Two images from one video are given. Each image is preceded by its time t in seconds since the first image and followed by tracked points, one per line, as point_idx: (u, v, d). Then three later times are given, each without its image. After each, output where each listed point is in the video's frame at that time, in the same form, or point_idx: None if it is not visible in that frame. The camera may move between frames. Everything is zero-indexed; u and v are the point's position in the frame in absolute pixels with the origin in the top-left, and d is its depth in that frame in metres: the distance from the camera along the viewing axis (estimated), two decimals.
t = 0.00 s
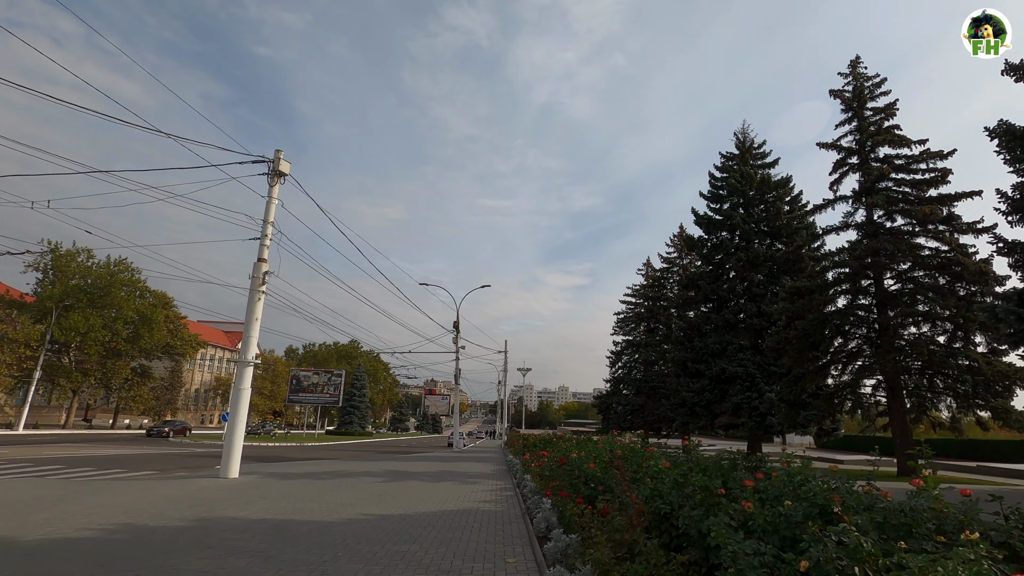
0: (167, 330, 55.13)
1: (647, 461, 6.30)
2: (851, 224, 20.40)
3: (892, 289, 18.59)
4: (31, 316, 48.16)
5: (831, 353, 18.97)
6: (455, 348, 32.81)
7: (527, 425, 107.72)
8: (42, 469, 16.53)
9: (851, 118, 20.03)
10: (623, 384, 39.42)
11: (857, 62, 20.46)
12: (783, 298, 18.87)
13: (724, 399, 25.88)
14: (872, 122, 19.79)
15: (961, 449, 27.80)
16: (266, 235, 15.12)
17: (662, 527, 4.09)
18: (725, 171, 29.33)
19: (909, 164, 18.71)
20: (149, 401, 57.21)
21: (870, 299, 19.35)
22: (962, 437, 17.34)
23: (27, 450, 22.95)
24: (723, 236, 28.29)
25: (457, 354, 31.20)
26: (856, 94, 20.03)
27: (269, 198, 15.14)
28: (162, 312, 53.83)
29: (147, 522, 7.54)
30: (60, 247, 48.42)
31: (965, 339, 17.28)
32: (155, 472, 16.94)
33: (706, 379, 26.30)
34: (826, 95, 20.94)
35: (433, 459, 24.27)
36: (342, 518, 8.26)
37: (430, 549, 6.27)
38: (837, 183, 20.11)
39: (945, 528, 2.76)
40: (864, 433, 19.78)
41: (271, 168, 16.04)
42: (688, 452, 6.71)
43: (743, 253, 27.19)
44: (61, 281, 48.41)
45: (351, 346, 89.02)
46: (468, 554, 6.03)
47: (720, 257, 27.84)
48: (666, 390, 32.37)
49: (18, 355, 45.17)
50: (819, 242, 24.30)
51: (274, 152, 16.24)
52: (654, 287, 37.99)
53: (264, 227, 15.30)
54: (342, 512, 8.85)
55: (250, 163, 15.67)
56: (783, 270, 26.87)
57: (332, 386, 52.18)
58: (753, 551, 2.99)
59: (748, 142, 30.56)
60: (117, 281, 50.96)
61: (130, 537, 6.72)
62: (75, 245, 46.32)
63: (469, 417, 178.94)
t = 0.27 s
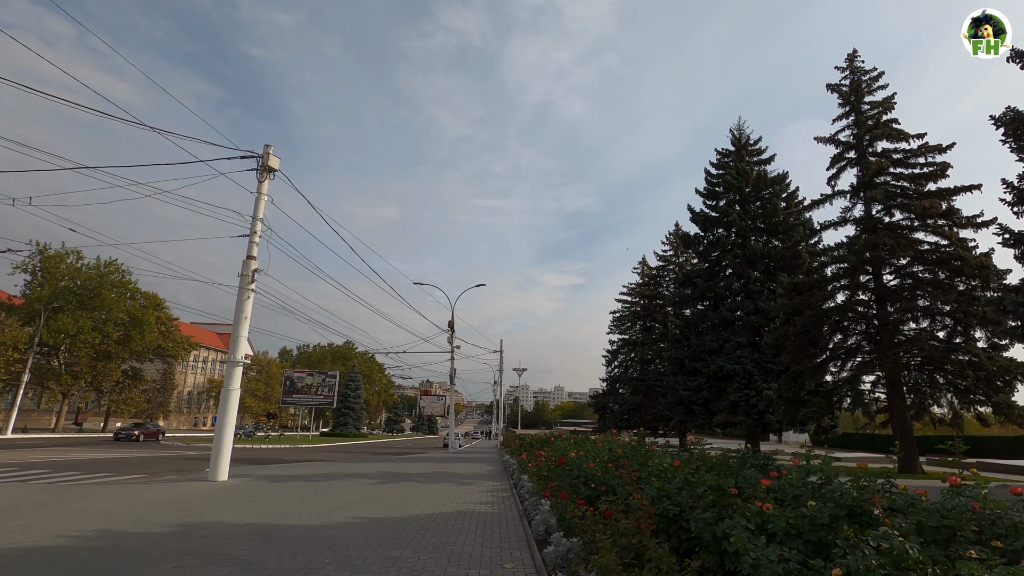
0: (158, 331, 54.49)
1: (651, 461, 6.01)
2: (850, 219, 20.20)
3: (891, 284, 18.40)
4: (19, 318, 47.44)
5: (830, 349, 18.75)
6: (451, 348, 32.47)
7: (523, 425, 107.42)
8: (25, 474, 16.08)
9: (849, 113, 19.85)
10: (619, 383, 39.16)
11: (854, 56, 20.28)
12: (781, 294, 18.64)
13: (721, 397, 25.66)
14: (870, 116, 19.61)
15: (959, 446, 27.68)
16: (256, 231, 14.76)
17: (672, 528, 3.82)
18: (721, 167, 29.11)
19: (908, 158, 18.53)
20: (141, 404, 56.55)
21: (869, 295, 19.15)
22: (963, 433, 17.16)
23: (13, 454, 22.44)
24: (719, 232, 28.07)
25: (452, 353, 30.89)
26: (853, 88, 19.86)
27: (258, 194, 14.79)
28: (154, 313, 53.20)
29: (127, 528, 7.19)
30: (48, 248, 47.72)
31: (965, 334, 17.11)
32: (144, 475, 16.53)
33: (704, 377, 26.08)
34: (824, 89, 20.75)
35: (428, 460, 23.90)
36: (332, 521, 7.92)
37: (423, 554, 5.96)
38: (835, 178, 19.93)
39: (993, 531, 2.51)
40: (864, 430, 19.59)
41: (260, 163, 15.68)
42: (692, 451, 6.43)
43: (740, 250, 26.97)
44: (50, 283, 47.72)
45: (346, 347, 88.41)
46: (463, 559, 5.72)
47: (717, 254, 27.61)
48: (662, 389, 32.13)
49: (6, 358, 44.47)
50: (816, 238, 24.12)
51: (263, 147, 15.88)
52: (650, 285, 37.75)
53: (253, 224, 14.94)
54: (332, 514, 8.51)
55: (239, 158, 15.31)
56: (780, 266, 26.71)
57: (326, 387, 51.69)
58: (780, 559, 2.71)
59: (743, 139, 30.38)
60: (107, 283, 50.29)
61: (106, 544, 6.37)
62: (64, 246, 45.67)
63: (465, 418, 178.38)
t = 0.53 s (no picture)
0: (154, 332, 54.04)
1: (656, 465, 5.68)
2: (852, 214, 19.91)
3: (895, 280, 18.11)
4: (12, 319, 46.95)
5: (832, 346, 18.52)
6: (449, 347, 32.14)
7: (523, 424, 107.10)
8: (14, 477, 15.73)
9: (852, 106, 19.56)
10: (619, 382, 38.81)
11: (857, 48, 19.99)
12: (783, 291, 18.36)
13: (723, 395, 25.33)
14: (873, 109, 19.29)
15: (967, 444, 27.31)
16: (248, 229, 14.40)
17: (685, 536, 3.54)
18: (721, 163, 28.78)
19: (912, 151, 18.24)
20: (137, 406, 56.11)
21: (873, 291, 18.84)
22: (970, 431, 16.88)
23: (4, 457, 22.04)
24: (720, 229, 27.76)
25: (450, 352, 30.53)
26: (856, 81, 19.57)
27: (250, 189, 14.42)
28: (149, 314, 52.74)
29: (105, 538, 6.84)
30: (42, 249, 47.24)
31: (972, 330, 16.83)
32: (136, 478, 16.15)
33: (705, 376, 25.77)
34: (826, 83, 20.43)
35: (425, 461, 23.54)
36: (322, 528, 7.57)
37: (415, 564, 5.64)
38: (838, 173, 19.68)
39: None
40: (868, 428, 19.28)
41: (252, 159, 15.32)
42: (699, 453, 6.10)
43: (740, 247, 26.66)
44: (44, 284, 47.27)
45: (344, 347, 87.97)
46: (456, 571, 5.40)
47: (718, 251, 27.30)
48: (663, 387, 31.80)
49: None
50: (818, 235, 23.81)
51: (255, 142, 15.52)
52: (650, 284, 37.40)
53: (245, 221, 14.57)
54: (323, 520, 8.16)
55: (229, 153, 14.91)
56: (780, 263, 26.42)
57: (324, 388, 51.28)
58: None
59: (743, 135, 30.07)
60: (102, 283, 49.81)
61: (80, 555, 6.02)
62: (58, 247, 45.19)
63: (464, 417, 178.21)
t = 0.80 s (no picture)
0: (152, 330, 53.73)
1: (665, 465, 5.40)
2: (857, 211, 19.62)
3: (901, 277, 17.84)
4: (9, 317, 46.64)
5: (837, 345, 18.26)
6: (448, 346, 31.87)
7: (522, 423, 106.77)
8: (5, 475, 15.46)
9: (858, 101, 19.27)
10: (619, 381, 38.54)
11: (863, 43, 19.71)
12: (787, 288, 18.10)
13: (725, 394, 25.07)
14: (879, 104, 19.00)
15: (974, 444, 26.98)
16: (243, 222, 14.10)
17: (702, 543, 3.26)
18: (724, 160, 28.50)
19: (919, 147, 17.95)
20: (135, 404, 55.82)
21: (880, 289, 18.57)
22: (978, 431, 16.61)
23: None
24: (722, 227, 27.48)
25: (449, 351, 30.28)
26: (861, 76, 19.30)
27: (245, 182, 14.14)
28: (147, 312, 52.44)
29: (89, 539, 6.57)
30: (39, 246, 46.95)
31: (980, 328, 16.56)
32: (128, 477, 15.84)
33: (707, 374, 25.52)
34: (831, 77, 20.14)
35: (424, 460, 23.25)
36: (316, 528, 7.29)
37: (410, 568, 5.38)
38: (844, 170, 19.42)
39: None
40: (874, 428, 19.01)
41: (248, 151, 15.02)
42: (710, 453, 5.81)
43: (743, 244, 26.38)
44: (42, 281, 46.97)
45: (344, 345, 87.68)
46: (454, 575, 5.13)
47: (720, 249, 27.03)
48: (664, 386, 31.51)
49: None
50: (822, 232, 23.54)
51: (251, 134, 15.23)
52: (651, 282, 37.12)
53: (241, 214, 14.28)
54: (317, 520, 7.88)
55: (225, 145, 14.61)
56: (783, 261, 26.14)
57: (323, 386, 51.00)
58: None
59: (746, 131, 29.77)
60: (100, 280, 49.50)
61: (61, 557, 5.75)
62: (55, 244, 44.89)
63: (464, 416, 177.88)
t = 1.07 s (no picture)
0: (148, 328, 53.31)
1: (676, 469, 5.09)
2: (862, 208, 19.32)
3: (907, 275, 17.55)
4: (4, 314, 46.19)
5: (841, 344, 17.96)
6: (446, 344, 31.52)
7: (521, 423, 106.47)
8: None
9: (863, 96, 18.96)
10: (618, 380, 38.23)
11: (869, 37, 19.39)
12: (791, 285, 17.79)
13: (726, 393, 24.77)
14: (885, 99, 18.69)
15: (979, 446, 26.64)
16: (236, 216, 13.75)
17: (725, 559, 2.95)
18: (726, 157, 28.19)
19: (925, 143, 17.64)
20: (131, 402, 55.40)
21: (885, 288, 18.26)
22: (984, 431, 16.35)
23: None
24: (724, 225, 27.18)
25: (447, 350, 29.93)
26: (867, 71, 18.99)
27: (239, 175, 13.80)
28: (143, 309, 52.01)
29: (66, 544, 6.25)
30: (34, 242, 46.51)
31: (987, 327, 16.28)
32: (118, 476, 15.48)
33: (708, 374, 25.23)
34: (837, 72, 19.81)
35: (421, 460, 22.94)
36: (306, 532, 6.96)
37: None
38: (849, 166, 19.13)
39: None
40: (878, 428, 18.73)
41: (241, 143, 14.67)
42: (721, 456, 5.49)
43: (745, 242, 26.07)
44: (37, 278, 46.54)
45: (342, 344, 87.27)
46: None
47: (722, 247, 26.73)
48: (664, 386, 31.21)
49: None
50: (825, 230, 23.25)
51: (245, 126, 14.86)
52: (651, 281, 36.80)
53: (234, 207, 13.93)
54: (308, 523, 7.55)
55: (218, 137, 14.26)
56: (785, 259, 25.84)
57: (321, 385, 50.64)
58: None
59: (749, 128, 29.45)
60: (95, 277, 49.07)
61: (33, 563, 5.41)
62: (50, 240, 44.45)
63: (462, 415, 177.63)
